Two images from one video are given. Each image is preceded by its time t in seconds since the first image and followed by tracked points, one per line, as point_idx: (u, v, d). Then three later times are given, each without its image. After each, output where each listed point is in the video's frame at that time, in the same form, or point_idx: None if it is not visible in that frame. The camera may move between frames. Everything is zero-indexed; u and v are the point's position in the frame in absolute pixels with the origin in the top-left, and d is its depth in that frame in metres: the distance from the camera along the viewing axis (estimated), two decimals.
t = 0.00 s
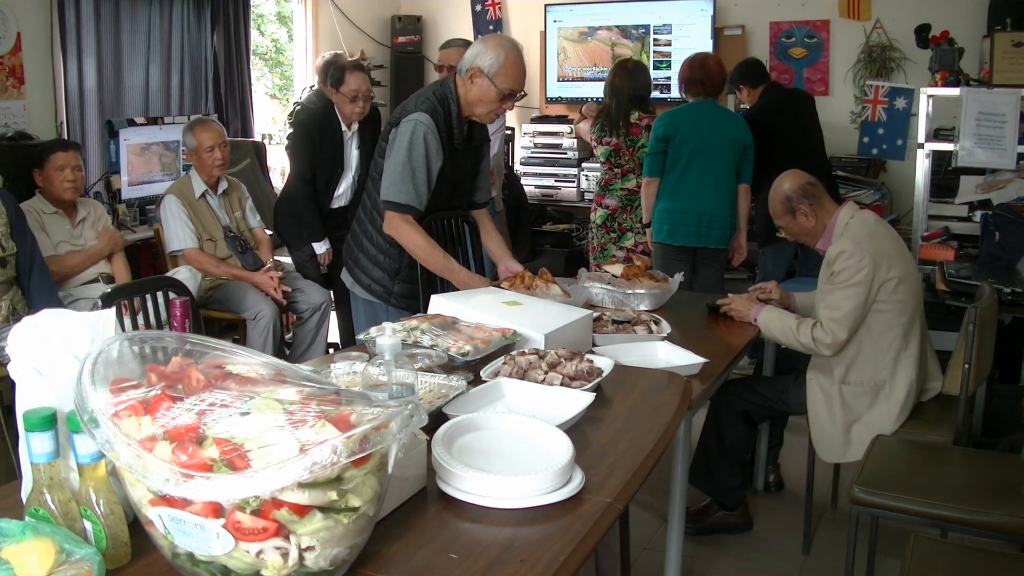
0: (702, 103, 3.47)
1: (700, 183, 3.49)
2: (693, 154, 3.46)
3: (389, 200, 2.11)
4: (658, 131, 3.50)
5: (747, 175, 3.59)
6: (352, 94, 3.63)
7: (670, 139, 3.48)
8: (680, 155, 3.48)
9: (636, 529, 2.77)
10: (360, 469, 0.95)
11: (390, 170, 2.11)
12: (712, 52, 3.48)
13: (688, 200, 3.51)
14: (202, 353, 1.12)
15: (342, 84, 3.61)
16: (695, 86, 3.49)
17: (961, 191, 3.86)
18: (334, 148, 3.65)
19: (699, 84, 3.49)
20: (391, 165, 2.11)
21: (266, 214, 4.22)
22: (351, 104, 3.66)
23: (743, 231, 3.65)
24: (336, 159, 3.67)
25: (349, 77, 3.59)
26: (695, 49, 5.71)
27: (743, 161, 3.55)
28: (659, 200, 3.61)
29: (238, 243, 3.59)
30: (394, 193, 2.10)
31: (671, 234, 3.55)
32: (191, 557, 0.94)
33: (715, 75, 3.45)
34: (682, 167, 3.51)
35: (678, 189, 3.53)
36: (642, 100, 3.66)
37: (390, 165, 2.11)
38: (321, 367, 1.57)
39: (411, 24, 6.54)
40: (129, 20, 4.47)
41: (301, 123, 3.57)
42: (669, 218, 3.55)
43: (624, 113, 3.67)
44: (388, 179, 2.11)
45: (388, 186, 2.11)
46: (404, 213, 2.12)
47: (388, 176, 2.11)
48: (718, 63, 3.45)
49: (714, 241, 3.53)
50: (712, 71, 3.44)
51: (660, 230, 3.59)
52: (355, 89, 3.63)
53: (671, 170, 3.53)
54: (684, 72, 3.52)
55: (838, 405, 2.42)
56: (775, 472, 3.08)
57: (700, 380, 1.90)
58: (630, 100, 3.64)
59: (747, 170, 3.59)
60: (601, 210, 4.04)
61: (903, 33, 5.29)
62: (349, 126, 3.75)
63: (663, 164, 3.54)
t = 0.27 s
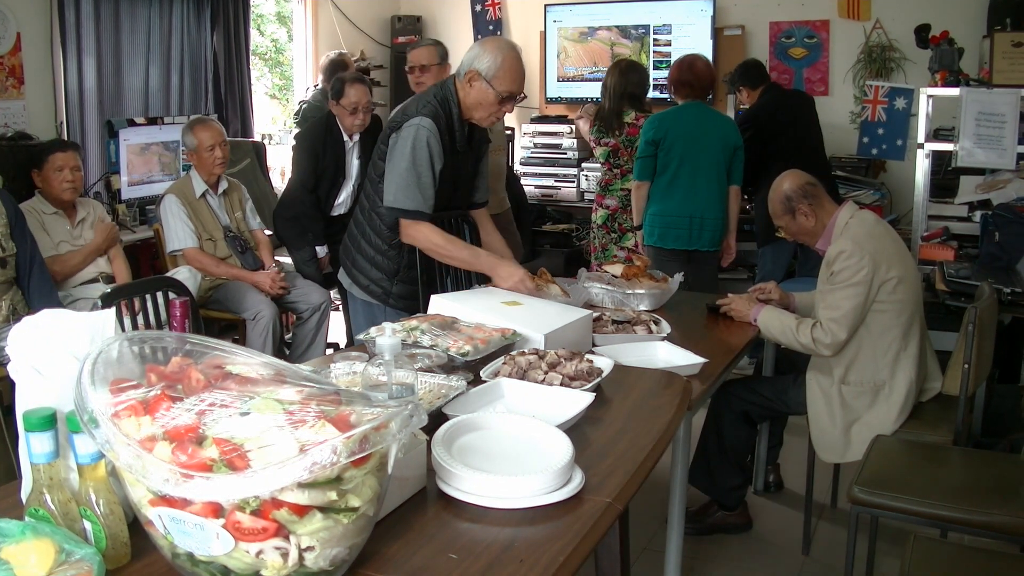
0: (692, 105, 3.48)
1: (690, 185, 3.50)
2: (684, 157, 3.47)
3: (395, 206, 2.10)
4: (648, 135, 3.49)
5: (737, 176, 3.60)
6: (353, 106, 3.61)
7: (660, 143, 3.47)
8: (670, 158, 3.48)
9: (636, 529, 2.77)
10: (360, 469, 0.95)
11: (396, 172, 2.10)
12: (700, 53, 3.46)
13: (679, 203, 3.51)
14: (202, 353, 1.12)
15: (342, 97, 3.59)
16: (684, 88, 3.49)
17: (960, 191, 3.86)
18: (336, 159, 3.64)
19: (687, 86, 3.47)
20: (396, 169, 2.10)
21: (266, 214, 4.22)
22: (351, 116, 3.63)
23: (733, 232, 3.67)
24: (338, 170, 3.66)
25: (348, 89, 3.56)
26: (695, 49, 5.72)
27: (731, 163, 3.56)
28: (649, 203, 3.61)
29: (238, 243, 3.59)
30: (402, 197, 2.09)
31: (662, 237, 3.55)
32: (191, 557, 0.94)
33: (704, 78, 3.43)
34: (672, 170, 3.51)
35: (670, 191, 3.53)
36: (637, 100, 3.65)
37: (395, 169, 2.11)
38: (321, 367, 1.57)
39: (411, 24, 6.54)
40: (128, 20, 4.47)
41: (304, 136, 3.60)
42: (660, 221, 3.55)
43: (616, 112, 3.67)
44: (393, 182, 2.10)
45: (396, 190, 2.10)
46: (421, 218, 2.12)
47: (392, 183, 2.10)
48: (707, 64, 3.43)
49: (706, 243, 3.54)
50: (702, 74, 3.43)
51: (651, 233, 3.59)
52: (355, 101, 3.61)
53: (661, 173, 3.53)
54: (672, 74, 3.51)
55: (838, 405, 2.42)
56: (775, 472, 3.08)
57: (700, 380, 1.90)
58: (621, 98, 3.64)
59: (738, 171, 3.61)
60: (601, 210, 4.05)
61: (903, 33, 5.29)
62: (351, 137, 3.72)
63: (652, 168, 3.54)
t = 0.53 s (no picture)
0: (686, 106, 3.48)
1: (687, 186, 3.50)
2: (680, 159, 3.47)
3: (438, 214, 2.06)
4: (645, 136, 3.49)
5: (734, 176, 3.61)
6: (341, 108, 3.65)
7: (656, 145, 3.47)
8: (664, 162, 3.49)
9: (635, 529, 2.77)
10: (360, 469, 0.95)
11: (430, 186, 2.07)
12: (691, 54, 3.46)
13: (676, 205, 3.51)
14: (201, 353, 1.12)
15: (330, 100, 3.65)
16: (676, 88, 3.47)
17: (960, 191, 3.86)
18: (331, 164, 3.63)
19: (680, 86, 3.46)
20: (429, 183, 2.07)
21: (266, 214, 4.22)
22: (339, 119, 3.67)
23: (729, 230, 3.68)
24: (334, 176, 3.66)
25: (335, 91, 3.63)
26: (694, 49, 5.72)
27: (728, 162, 3.57)
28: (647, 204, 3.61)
29: (237, 243, 3.58)
30: (444, 209, 2.05)
31: (660, 238, 3.55)
32: (190, 557, 0.94)
33: (696, 79, 3.42)
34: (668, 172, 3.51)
35: (667, 192, 3.54)
36: (632, 99, 3.66)
37: (427, 182, 2.07)
38: (321, 367, 1.58)
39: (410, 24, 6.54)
40: (128, 20, 4.47)
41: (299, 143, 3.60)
42: (657, 221, 3.55)
43: (611, 113, 3.67)
44: (430, 197, 2.07)
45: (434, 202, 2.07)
46: (468, 221, 2.06)
47: (427, 194, 2.07)
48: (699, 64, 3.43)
49: (703, 243, 3.55)
50: (695, 74, 3.42)
51: (648, 234, 3.58)
52: (345, 103, 3.66)
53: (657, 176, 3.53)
54: (666, 75, 3.49)
55: (838, 405, 2.42)
56: (774, 472, 3.08)
57: (699, 380, 1.90)
58: (616, 98, 3.64)
59: (733, 171, 3.59)
60: (600, 210, 4.04)
61: (902, 33, 5.29)
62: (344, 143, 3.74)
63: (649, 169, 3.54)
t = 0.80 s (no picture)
0: (684, 106, 3.48)
1: (687, 185, 3.50)
2: (680, 158, 3.47)
3: (448, 214, 2.05)
4: (645, 135, 3.49)
5: (733, 176, 3.61)
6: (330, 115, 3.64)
7: (656, 144, 3.48)
8: (664, 160, 3.49)
9: (635, 529, 2.77)
10: (359, 469, 0.95)
11: (440, 187, 2.06)
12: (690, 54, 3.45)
13: (677, 204, 3.51)
14: (201, 354, 1.12)
15: (319, 107, 3.65)
16: (676, 87, 3.47)
17: (959, 191, 3.86)
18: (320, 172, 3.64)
19: (680, 84, 3.45)
20: (439, 184, 2.06)
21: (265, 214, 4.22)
22: (329, 126, 3.66)
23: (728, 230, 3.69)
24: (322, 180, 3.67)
25: (323, 99, 3.62)
26: (694, 49, 5.72)
27: (728, 163, 3.57)
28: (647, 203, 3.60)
29: (237, 243, 3.57)
30: (456, 209, 2.04)
31: (660, 238, 3.55)
32: (189, 557, 0.94)
33: (696, 78, 3.42)
34: (668, 171, 3.51)
35: (667, 191, 3.53)
36: (629, 99, 3.68)
37: (436, 183, 2.07)
38: (321, 368, 1.58)
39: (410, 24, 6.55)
40: (127, 21, 4.47)
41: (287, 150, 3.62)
42: (657, 221, 3.54)
43: (609, 112, 3.68)
44: (441, 199, 2.06)
45: (444, 203, 2.06)
46: (478, 221, 2.07)
47: (436, 195, 2.07)
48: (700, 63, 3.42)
49: (703, 243, 3.55)
50: (695, 73, 3.41)
51: (648, 234, 3.58)
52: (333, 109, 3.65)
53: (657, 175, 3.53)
54: (666, 74, 3.49)
55: (837, 405, 2.42)
56: (774, 472, 3.08)
57: (698, 380, 1.90)
58: (613, 98, 3.66)
59: (733, 170, 3.59)
60: (598, 210, 4.03)
61: (902, 33, 5.29)
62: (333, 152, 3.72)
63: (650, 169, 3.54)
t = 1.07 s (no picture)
0: (689, 106, 3.47)
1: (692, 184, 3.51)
2: (686, 156, 3.47)
3: (447, 217, 2.05)
4: (651, 133, 3.49)
5: (734, 176, 3.63)
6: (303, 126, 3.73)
7: (662, 140, 3.47)
8: (670, 158, 3.49)
9: (633, 529, 2.77)
10: (357, 470, 0.95)
11: (439, 189, 2.06)
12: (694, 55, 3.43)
13: (680, 202, 3.51)
14: (199, 354, 1.12)
15: (295, 121, 3.72)
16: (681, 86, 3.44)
17: (957, 191, 3.86)
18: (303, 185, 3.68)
19: (684, 85, 3.43)
20: (438, 186, 2.06)
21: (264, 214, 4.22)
22: (306, 139, 3.73)
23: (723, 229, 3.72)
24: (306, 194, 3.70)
25: (300, 112, 3.70)
26: (692, 50, 5.73)
27: (730, 162, 3.59)
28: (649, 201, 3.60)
29: (235, 243, 3.57)
30: (456, 212, 2.05)
31: (664, 236, 3.55)
32: (187, 558, 0.94)
33: (701, 79, 3.40)
34: (673, 169, 3.51)
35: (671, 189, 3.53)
36: (627, 101, 3.68)
37: (436, 185, 2.06)
38: (319, 368, 1.58)
39: (408, 25, 6.55)
40: (125, 22, 4.47)
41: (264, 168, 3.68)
42: (661, 219, 3.54)
43: (606, 113, 3.68)
44: (440, 201, 2.06)
45: (444, 205, 2.06)
46: (477, 223, 2.06)
47: (435, 197, 2.07)
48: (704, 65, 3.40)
49: (706, 241, 3.57)
50: (699, 75, 3.40)
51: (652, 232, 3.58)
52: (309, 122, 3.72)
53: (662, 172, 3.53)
54: (671, 74, 3.46)
55: (835, 405, 2.42)
56: (772, 472, 3.09)
57: (697, 380, 1.90)
58: (610, 99, 3.65)
59: (734, 172, 3.61)
60: (595, 211, 4.02)
61: (900, 33, 5.29)
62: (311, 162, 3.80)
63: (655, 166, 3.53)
